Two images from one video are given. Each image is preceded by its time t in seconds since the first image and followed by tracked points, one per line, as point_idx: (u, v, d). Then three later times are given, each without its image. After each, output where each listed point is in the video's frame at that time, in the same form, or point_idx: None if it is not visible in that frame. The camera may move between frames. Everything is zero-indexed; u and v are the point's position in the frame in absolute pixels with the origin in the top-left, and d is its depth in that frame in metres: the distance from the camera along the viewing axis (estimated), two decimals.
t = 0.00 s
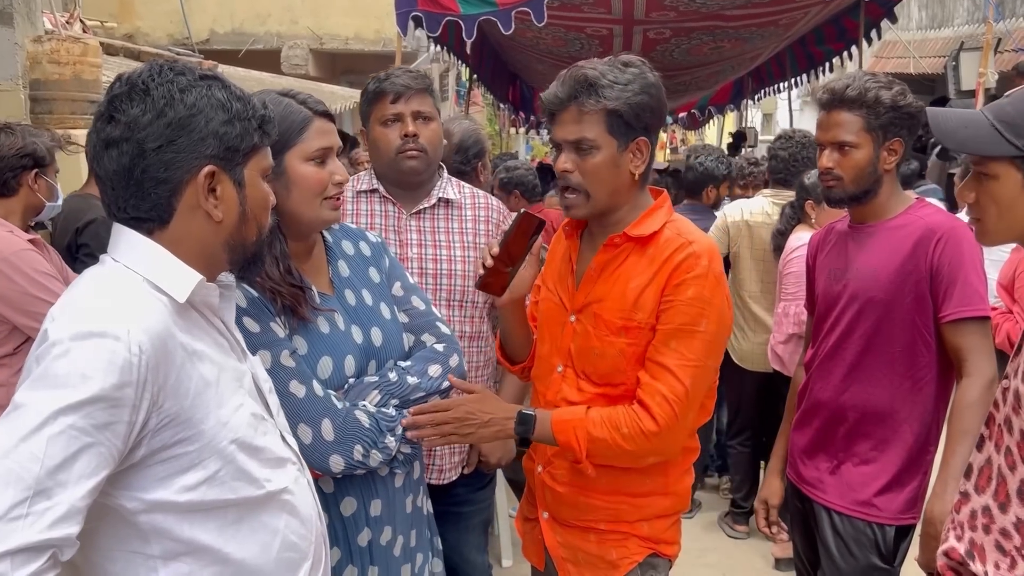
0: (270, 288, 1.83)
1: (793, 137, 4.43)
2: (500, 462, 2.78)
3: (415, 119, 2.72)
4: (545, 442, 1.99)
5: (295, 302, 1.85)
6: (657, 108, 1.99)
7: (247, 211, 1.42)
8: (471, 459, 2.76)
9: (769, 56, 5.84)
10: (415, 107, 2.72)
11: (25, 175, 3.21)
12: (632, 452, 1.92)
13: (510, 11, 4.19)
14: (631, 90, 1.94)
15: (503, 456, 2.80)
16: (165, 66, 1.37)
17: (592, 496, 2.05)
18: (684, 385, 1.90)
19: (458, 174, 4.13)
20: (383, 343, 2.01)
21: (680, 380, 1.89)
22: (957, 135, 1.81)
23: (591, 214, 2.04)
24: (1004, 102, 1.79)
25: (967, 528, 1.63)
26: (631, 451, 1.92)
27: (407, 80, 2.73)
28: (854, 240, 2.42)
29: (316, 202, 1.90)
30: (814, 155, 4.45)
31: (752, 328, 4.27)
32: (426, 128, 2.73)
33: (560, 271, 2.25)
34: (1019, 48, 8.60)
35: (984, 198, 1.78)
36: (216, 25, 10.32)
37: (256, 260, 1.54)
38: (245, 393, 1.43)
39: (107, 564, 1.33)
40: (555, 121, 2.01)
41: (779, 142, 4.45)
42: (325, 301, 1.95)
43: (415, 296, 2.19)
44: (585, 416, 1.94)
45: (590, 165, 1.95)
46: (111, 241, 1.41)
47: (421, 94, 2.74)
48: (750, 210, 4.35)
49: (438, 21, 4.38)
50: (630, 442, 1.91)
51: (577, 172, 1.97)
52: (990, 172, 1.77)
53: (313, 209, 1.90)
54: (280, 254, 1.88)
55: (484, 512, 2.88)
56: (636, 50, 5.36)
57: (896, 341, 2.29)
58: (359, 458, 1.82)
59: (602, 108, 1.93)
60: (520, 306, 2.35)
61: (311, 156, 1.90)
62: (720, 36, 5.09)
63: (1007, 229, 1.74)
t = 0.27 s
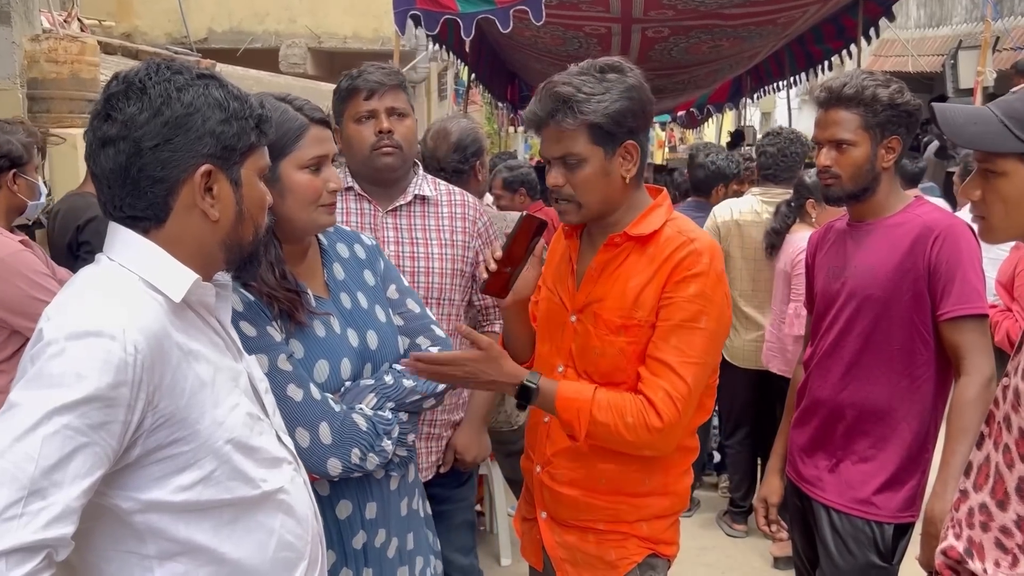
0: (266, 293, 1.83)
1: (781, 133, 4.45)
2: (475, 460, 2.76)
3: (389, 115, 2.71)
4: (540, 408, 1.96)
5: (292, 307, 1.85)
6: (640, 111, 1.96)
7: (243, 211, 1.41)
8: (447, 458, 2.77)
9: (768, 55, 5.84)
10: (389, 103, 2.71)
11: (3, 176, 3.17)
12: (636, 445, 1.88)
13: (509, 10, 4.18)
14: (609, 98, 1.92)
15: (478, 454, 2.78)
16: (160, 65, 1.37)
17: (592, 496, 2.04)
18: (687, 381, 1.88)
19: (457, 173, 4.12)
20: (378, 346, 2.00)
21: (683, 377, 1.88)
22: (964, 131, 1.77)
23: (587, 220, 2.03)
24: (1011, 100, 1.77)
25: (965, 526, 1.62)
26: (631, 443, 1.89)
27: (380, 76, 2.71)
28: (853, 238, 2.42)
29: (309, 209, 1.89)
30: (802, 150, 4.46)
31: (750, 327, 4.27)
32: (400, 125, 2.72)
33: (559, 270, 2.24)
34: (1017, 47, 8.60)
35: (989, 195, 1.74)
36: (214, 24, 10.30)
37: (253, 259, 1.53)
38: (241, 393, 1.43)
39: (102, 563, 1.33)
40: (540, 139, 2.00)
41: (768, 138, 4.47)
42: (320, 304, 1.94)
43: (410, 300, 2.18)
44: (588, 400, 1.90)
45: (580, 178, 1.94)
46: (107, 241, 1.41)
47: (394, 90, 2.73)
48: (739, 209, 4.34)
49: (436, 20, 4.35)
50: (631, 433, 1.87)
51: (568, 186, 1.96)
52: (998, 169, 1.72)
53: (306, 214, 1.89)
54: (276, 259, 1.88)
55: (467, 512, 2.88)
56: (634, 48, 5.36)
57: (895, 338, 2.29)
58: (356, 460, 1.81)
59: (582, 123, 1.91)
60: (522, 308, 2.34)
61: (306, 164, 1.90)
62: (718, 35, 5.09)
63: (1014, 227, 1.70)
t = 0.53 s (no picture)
0: (261, 285, 1.83)
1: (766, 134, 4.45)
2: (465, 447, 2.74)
3: (375, 114, 2.70)
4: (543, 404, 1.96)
5: (286, 299, 1.85)
6: (644, 110, 1.96)
7: (238, 210, 1.41)
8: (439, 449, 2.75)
9: (766, 54, 5.83)
10: (375, 101, 2.71)
11: None
12: (632, 448, 1.88)
13: (506, 9, 4.18)
14: (614, 95, 1.91)
15: (468, 441, 2.76)
16: (156, 63, 1.36)
17: (590, 496, 2.04)
18: (685, 385, 1.87)
19: (455, 171, 4.12)
20: (376, 339, 2.00)
21: (681, 380, 1.87)
22: (965, 127, 1.69)
23: (581, 217, 2.03)
24: (1016, 94, 1.68)
25: (959, 525, 1.62)
26: (631, 446, 1.88)
27: (364, 74, 2.70)
28: (851, 237, 2.42)
29: (306, 209, 1.89)
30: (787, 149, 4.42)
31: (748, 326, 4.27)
32: (387, 123, 2.72)
33: (557, 272, 2.24)
34: (1015, 45, 8.61)
35: (990, 192, 1.66)
36: (211, 23, 10.30)
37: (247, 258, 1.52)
38: (235, 393, 1.42)
39: (96, 564, 1.32)
40: (542, 128, 2.00)
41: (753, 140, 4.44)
42: (319, 296, 1.94)
43: (415, 295, 2.17)
44: (591, 401, 1.89)
45: (575, 172, 1.94)
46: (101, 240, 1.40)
47: (379, 88, 2.73)
48: (725, 210, 4.34)
49: (434, 19, 4.35)
50: (630, 435, 1.86)
51: (563, 178, 1.96)
52: (1001, 165, 1.64)
53: (303, 213, 1.89)
54: (272, 254, 1.88)
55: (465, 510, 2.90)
56: (632, 47, 5.36)
57: (892, 337, 2.29)
58: (344, 450, 1.81)
59: (584, 115, 1.91)
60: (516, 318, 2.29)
61: (307, 165, 1.89)
62: (716, 34, 5.09)
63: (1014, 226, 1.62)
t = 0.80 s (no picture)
0: (260, 285, 1.83)
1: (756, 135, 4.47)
2: (484, 456, 2.70)
3: (390, 110, 2.69)
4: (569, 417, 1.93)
5: (286, 299, 1.85)
6: (652, 106, 1.95)
7: (230, 209, 1.40)
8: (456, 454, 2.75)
9: (763, 53, 5.83)
10: (389, 98, 2.69)
11: None
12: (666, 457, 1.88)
13: (503, 8, 4.18)
14: (625, 87, 1.91)
15: (487, 449, 2.71)
16: (146, 62, 1.36)
17: (584, 498, 2.03)
18: (711, 393, 1.87)
19: (453, 170, 4.11)
20: (379, 338, 1.99)
21: (706, 390, 1.87)
22: (960, 125, 1.69)
23: (581, 210, 2.01)
24: (1012, 93, 1.67)
25: (955, 526, 1.62)
26: (664, 454, 1.88)
27: (379, 71, 2.68)
28: (848, 236, 2.42)
29: (308, 207, 1.89)
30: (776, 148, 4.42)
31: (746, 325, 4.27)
32: (401, 120, 2.70)
33: (554, 271, 2.23)
34: (1012, 45, 8.61)
35: (984, 192, 1.65)
36: (208, 23, 10.28)
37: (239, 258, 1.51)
38: (228, 393, 1.42)
39: (88, 565, 1.32)
40: (548, 118, 1.98)
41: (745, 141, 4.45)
42: (320, 296, 1.94)
43: (419, 293, 2.15)
44: (623, 414, 1.86)
45: (581, 163, 1.92)
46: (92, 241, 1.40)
47: (393, 84, 2.71)
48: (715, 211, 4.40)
49: (431, 19, 4.35)
50: (666, 446, 1.86)
51: (568, 169, 1.94)
52: (994, 164, 1.63)
53: (304, 210, 1.89)
54: (274, 253, 1.89)
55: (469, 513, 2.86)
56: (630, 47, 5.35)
57: (889, 337, 2.28)
58: (340, 451, 1.80)
59: (594, 106, 1.90)
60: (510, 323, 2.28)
61: (307, 163, 1.89)
62: (714, 33, 5.08)
63: (1007, 225, 1.61)
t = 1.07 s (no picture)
0: (265, 284, 1.84)
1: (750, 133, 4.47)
2: (506, 459, 2.70)
3: (411, 116, 2.67)
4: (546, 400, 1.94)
5: (291, 299, 1.85)
6: (648, 108, 1.88)
7: (220, 209, 1.40)
8: (478, 455, 2.74)
9: (760, 53, 5.83)
10: (410, 104, 2.67)
11: None
12: (631, 457, 1.85)
13: (500, 8, 4.18)
14: (614, 90, 1.86)
15: (509, 452, 2.72)
16: (135, 61, 1.35)
17: (580, 500, 2.03)
18: (685, 399, 1.82)
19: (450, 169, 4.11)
20: (383, 337, 1.98)
21: (681, 394, 1.82)
22: (953, 126, 1.70)
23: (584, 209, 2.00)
24: (1006, 94, 1.67)
25: (955, 530, 1.62)
26: (630, 454, 1.84)
27: (401, 77, 2.67)
28: (845, 237, 2.42)
29: (312, 201, 1.89)
30: (771, 147, 4.43)
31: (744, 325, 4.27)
32: (423, 125, 2.69)
33: (562, 269, 2.23)
34: (1008, 45, 8.61)
35: (978, 193, 1.64)
36: (205, 23, 10.27)
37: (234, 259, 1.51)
38: (220, 394, 1.41)
39: (78, 567, 1.31)
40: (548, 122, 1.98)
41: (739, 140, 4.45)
42: (324, 295, 1.93)
43: (422, 291, 2.15)
44: (592, 404, 1.85)
45: (572, 166, 1.92)
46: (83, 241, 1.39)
47: (416, 90, 2.68)
48: (709, 212, 4.40)
49: (428, 18, 4.34)
50: (630, 443, 1.83)
51: (562, 171, 1.94)
52: (988, 165, 1.63)
53: (308, 209, 1.89)
54: (278, 252, 1.89)
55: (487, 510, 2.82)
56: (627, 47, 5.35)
57: (883, 337, 2.28)
58: (346, 451, 1.79)
59: (580, 113, 1.88)
60: (517, 310, 2.30)
61: (308, 159, 1.88)
62: (711, 34, 5.09)
63: (999, 225, 1.61)
